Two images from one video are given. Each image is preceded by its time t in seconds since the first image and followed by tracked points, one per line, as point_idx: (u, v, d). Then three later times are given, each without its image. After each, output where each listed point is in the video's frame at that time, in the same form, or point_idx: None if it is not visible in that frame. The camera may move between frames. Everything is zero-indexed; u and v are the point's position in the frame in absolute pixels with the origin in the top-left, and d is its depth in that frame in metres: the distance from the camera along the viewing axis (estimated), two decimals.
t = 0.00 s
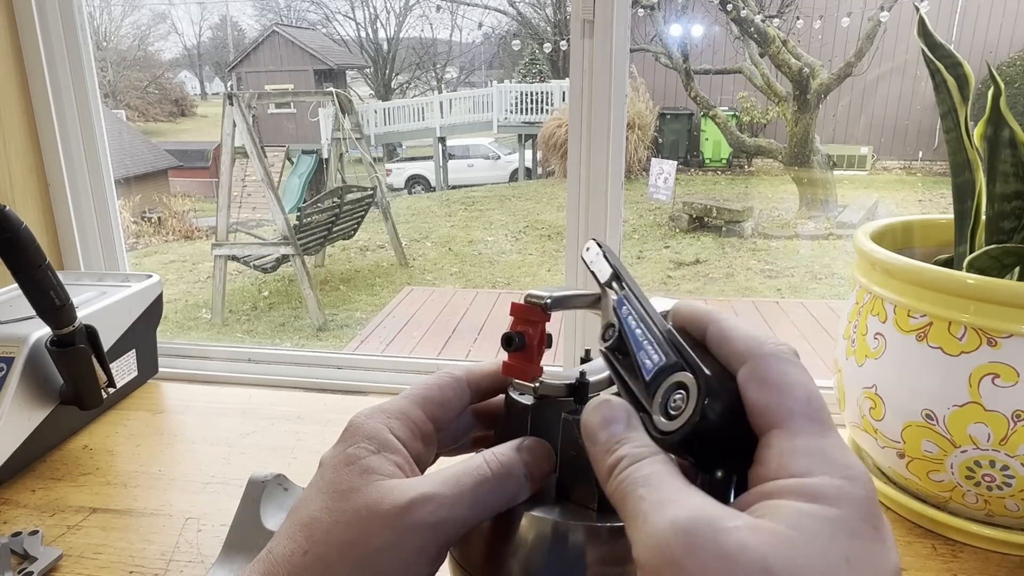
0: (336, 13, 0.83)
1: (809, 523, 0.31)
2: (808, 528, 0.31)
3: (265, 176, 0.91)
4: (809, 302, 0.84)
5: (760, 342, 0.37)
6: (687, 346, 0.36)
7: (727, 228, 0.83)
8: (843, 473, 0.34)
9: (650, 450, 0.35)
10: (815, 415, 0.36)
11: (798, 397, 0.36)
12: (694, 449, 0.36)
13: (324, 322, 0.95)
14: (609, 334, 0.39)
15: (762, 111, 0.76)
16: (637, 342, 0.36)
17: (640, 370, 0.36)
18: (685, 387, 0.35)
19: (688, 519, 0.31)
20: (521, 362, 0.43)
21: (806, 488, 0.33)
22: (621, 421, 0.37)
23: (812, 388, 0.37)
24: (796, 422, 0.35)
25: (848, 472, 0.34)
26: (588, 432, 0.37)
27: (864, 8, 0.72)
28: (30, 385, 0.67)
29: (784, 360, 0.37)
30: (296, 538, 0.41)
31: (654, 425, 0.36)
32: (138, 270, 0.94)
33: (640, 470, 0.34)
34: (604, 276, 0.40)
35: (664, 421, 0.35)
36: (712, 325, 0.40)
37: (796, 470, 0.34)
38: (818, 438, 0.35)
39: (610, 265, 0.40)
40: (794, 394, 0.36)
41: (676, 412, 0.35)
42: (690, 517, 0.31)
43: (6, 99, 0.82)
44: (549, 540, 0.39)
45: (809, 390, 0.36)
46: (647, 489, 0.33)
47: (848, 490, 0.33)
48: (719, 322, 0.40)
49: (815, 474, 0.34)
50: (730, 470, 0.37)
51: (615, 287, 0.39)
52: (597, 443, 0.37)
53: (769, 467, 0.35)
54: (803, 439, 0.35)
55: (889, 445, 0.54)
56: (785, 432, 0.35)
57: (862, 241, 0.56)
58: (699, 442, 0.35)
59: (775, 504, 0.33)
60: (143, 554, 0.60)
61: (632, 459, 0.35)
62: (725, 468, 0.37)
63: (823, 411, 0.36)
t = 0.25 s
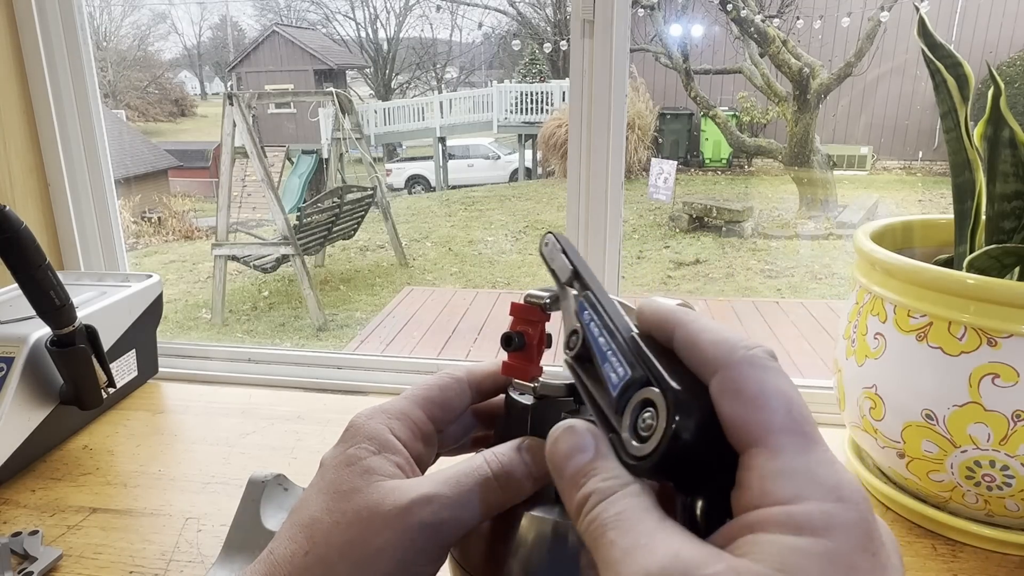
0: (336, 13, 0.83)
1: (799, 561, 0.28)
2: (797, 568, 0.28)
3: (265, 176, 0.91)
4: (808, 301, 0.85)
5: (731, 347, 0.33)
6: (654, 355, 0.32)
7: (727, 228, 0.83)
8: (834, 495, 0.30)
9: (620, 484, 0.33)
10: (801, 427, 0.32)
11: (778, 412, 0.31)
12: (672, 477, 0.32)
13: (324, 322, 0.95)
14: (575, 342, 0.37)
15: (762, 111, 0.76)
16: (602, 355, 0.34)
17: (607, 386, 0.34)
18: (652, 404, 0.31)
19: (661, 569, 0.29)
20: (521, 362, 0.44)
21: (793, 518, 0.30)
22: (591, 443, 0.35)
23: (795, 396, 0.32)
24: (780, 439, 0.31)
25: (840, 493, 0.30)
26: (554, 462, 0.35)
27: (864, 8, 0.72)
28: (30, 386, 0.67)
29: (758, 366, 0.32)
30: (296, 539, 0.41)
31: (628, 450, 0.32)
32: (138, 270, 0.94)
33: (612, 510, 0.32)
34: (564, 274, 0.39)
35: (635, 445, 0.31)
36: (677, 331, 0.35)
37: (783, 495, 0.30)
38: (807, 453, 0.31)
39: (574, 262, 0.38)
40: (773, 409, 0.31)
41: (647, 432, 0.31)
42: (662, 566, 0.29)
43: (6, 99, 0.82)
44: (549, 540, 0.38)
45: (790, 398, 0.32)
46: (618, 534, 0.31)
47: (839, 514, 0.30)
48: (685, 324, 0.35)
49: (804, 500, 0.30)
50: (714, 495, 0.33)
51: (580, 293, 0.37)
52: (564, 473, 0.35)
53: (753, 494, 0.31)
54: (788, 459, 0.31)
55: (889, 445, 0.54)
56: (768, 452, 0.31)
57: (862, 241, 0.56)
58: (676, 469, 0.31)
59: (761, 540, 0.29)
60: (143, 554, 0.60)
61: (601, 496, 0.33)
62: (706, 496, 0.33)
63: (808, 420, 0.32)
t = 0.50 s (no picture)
0: (336, 13, 0.83)
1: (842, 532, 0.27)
2: (841, 539, 0.26)
3: (265, 176, 0.91)
4: (809, 301, 0.83)
5: (774, 315, 0.32)
6: (691, 320, 0.31)
7: (727, 228, 0.83)
8: (879, 469, 0.28)
9: (655, 447, 0.31)
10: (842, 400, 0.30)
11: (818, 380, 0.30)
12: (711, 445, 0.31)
13: (324, 322, 0.95)
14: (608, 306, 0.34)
15: (762, 111, 0.76)
16: (634, 319, 0.32)
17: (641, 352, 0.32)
18: (689, 368, 0.30)
19: (697, 534, 0.27)
20: (520, 362, 0.43)
21: (836, 489, 0.28)
22: (622, 409, 0.33)
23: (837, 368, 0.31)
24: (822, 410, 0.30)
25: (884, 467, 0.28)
26: (584, 425, 0.34)
27: (864, 8, 0.72)
28: (30, 386, 0.67)
29: (801, 336, 0.31)
30: (297, 537, 0.41)
31: (661, 415, 0.31)
32: (138, 270, 0.94)
33: (645, 473, 0.30)
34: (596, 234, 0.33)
35: (670, 410, 0.31)
36: (717, 300, 0.34)
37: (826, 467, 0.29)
38: (850, 427, 0.30)
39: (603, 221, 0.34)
40: (815, 379, 0.30)
41: (682, 398, 0.30)
42: (698, 531, 0.27)
43: (6, 99, 0.82)
44: (549, 540, 0.38)
45: (832, 369, 0.31)
46: (654, 496, 0.30)
47: (884, 488, 0.28)
48: (726, 293, 0.33)
49: (848, 472, 0.28)
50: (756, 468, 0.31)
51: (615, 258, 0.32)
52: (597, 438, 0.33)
53: (792, 466, 0.29)
54: (831, 431, 0.29)
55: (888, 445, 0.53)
56: (810, 422, 0.30)
57: (862, 241, 0.56)
58: (713, 436, 0.30)
59: (802, 510, 0.28)
60: (143, 554, 0.60)
61: (635, 461, 0.31)
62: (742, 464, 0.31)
63: (851, 392, 0.31)
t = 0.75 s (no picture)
0: (337, 13, 0.83)
1: (879, 477, 0.31)
2: (875, 481, 0.31)
3: (265, 176, 0.91)
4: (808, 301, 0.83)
5: (820, 320, 0.37)
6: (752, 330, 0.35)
7: (727, 228, 0.83)
8: (908, 434, 0.33)
9: (718, 420, 0.35)
10: (875, 382, 0.36)
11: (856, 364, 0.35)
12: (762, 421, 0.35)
13: (324, 322, 0.95)
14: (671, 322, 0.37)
15: (762, 111, 0.76)
16: (698, 326, 0.35)
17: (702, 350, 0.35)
18: (750, 362, 0.34)
19: (763, 474, 0.31)
20: (512, 360, 0.43)
21: (874, 446, 0.33)
22: (688, 395, 0.36)
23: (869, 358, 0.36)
24: (859, 389, 0.35)
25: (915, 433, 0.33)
26: (655, 405, 0.37)
27: (864, 8, 0.72)
28: (30, 385, 0.67)
29: (843, 334, 0.36)
30: (293, 518, 0.43)
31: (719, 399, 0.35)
32: (137, 270, 0.94)
33: (713, 434, 0.34)
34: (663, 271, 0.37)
35: (727, 395, 0.34)
36: (771, 309, 0.39)
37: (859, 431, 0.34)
38: (881, 402, 0.35)
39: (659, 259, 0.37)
40: (853, 366, 0.36)
41: (741, 385, 0.34)
42: (763, 473, 0.31)
43: (6, 99, 0.82)
44: (549, 541, 0.38)
45: (869, 360, 0.36)
46: (719, 451, 0.33)
47: (913, 449, 0.33)
48: (777, 305, 0.39)
49: (880, 435, 0.33)
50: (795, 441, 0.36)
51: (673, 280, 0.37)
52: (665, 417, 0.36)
53: (835, 430, 0.34)
54: (865, 405, 0.35)
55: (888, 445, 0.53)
56: (846, 399, 0.35)
57: (862, 241, 0.56)
58: (765, 413, 0.35)
59: (843, 461, 0.32)
60: (143, 554, 0.60)
61: (702, 428, 0.34)
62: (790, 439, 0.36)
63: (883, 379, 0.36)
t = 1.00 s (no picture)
0: (336, 13, 0.83)
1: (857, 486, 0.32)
2: (854, 490, 0.32)
3: (265, 176, 0.91)
4: (808, 301, 0.84)
5: (793, 330, 0.38)
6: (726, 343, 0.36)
7: (727, 228, 0.83)
8: (884, 441, 0.34)
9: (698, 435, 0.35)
10: (849, 390, 0.37)
11: (830, 372, 0.37)
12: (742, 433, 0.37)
13: (324, 322, 0.95)
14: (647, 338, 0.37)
15: (762, 111, 0.76)
16: (674, 340, 0.36)
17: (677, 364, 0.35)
18: (727, 376, 0.35)
19: (743, 490, 0.31)
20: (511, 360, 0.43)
21: (850, 455, 0.33)
22: (666, 412, 0.36)
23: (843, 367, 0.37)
24: (833, 398, 0.36)
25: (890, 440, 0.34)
26: (634, 424, 0.36)
27: (864, 8, 0.72)
28: (30, 385, 0.67)
29: (815, 343, 0.38)
30: (291, 516, 0.43)
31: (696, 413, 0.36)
32: (137, 270, 0.94)
33: (693, 449, 0.34)
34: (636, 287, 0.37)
35: (705, 408, 0.36)
36: (744, 321, 0.41)
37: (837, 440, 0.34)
38: (855, 410, 0.36)
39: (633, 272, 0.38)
40: (826, 374, 0.37)
41: (718, 399, 0.35)
42: (744, 488, 0.31)
43: (6, 99, 0.82)
44: (549, 541, 0.38)
45: (842, 369, 0.37)
46: (701, 466, 0.33)
47: (888, 455, 0.33)
48: (751, 317, 0.40)
49: (856, 443, 0.34)
50: (775, 452, 0.37)
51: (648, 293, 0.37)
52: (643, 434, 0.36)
53: (810, 441, 0.35)
54: (840, 413, 0.36)
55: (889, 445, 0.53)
56: (822, 408, 0.36)
57: (862, 241, 0.56)
58: (742, 425, 0.36)
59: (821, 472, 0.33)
60: (143, 554, 0.60)
61: (682, 444, 0.34)
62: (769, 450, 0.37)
63: (857, 386, 0.37)
